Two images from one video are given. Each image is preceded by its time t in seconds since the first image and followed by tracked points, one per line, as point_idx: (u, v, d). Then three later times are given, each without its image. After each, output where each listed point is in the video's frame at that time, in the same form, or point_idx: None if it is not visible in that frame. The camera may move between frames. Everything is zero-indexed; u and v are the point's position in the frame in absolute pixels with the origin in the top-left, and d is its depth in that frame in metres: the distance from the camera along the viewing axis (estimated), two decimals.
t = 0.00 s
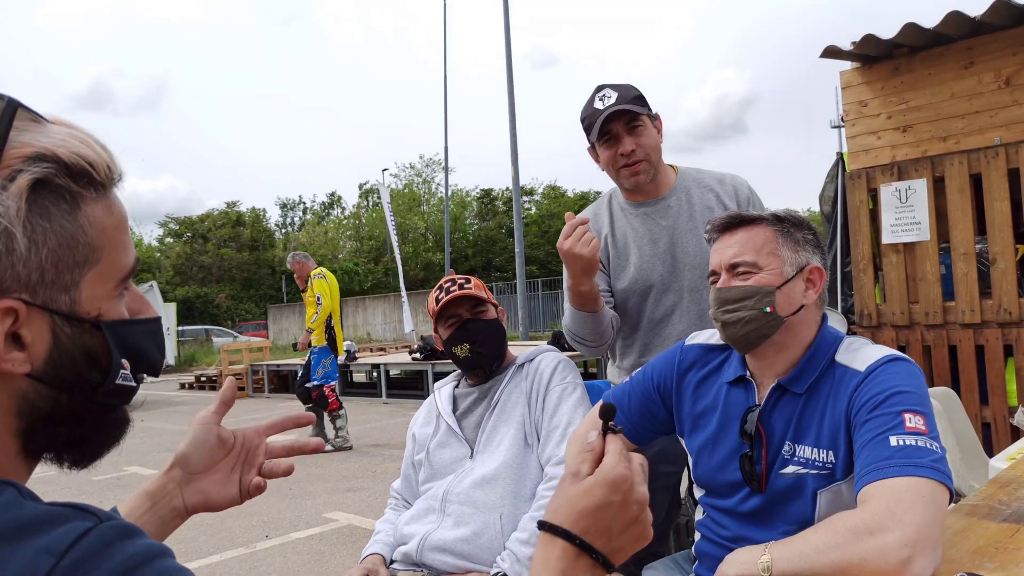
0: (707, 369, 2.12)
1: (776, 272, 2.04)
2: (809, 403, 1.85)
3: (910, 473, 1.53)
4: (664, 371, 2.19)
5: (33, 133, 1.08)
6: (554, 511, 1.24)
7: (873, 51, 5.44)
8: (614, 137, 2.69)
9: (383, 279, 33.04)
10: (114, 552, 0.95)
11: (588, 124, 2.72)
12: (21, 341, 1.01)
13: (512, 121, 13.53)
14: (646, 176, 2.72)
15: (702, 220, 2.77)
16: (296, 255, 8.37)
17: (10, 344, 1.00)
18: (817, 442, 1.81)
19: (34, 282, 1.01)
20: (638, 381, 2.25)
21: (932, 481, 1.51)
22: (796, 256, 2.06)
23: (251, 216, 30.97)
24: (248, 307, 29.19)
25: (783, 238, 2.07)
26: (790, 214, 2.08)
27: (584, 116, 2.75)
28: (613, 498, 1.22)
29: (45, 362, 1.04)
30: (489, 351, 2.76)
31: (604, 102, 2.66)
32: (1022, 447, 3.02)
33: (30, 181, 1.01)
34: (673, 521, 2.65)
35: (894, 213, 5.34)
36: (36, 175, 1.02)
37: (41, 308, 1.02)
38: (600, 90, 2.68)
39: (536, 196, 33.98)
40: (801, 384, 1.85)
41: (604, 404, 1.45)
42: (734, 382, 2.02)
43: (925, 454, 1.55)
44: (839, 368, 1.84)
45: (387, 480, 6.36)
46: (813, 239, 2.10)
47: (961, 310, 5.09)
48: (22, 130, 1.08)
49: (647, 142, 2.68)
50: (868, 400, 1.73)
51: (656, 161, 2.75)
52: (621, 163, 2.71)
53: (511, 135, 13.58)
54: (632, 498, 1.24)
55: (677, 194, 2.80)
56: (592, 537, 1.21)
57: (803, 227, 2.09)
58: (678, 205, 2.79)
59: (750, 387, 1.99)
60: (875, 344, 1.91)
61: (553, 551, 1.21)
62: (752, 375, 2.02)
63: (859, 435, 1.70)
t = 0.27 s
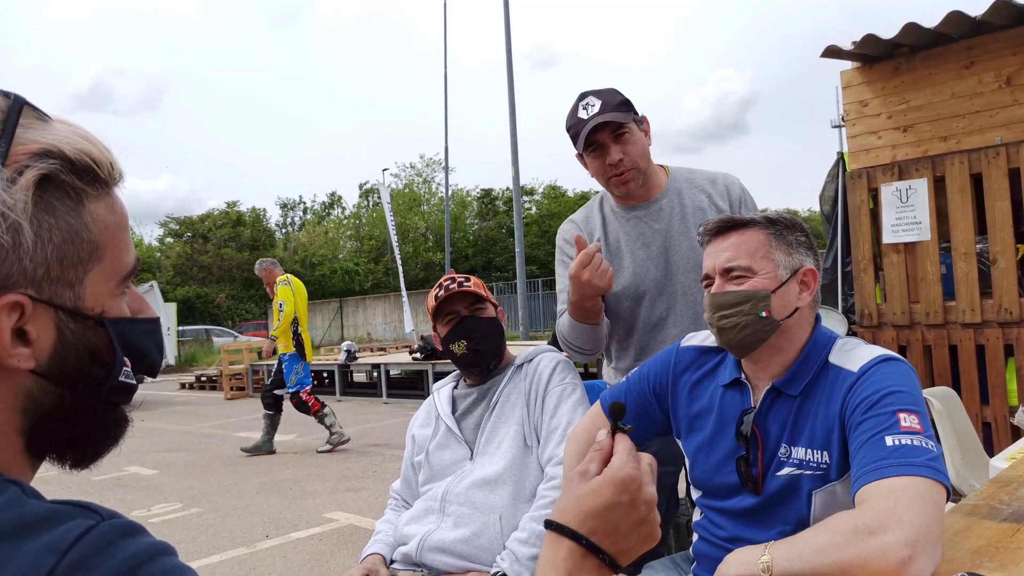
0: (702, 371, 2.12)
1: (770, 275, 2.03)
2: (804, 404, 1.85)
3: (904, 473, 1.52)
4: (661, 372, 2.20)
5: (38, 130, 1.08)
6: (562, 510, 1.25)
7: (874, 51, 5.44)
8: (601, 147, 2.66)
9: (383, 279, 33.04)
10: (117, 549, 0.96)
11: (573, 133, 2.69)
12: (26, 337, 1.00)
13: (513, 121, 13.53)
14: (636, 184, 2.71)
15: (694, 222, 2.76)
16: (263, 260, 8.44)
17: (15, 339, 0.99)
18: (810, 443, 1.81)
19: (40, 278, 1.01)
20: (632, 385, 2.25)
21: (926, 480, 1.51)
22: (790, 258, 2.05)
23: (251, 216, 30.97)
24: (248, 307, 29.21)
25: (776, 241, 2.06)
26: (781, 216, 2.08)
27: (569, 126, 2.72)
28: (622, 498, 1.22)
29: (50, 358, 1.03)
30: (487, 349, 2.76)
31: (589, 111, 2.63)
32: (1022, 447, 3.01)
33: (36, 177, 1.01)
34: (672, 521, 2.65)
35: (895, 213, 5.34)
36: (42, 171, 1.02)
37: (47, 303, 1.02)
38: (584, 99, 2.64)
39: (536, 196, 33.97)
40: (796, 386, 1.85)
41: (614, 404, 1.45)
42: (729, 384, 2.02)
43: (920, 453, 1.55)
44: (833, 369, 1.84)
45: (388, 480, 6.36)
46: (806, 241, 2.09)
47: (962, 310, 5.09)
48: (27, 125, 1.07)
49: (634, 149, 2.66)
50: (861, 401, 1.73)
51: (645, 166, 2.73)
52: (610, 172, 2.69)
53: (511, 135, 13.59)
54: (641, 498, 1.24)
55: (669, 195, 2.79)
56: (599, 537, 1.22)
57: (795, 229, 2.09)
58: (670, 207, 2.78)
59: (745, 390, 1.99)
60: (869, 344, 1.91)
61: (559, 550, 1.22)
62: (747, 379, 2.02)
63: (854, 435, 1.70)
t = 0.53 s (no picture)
0: (702, 372, 2.12)
1: (770, 275, 2.03)
2: (804, 404, 1.84)
3: (903, 472, 1.52)
4: (661, 372, 2.20)
5: (50, 136, 1.08)
6: (564, 513, 1.25)
7: (874, 51, 5.43)
8: (586, 158, 2.67)
9: (383, 279, 33.05)
10: (123, 544, 0.95)
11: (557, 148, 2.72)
12: (36, 336, 1.00)
13: (513, 121, 13.53)
14: (627, 187, 2.71)
15: (692, 223, 2.76)
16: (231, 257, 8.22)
17: (25, 338, 0.99)
18: (810, 443, 1.81)
19: (51, 279, 1.01)
20: (632, 386, 2.25)
21: (926, 479, 1.51)
22: (789, 258, 2.06)
23: (252, 216, 30.99)
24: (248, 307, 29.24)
25: (775, 241, 2.06)
26: (780, 216, 2.08)
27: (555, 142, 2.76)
28: (625, 502, 1.22)
29: (58, 357, 1.03)
30: (488, 345, 2.76)
31: (568, 126, 2.66)
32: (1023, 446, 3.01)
33: (49, 182, 1.02)
34: (672, 520, 2.65)
35: (895, 213, 5.33)
36: (56, 176, 1.02)
37: (56, 304, 1.02)
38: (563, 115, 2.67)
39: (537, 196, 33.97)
40: (795, 386, 1.85)
41: (619, 407, 1.44)
42: (729, 385, 2.02)
43: (919, 452, 1.55)
44: (832, 369, 1.84)
45: (388, 480, 6.36)
46: (805, 240, 2.09)
47: (963, 310, 5.08)
48: (40, 131, 1.08)
49: (618, 154, 2.65)
50: (861, 400, 1.73)
51: (635, 167, 2.71)
52: (599, 181, 2.70)
53: (512, 135, 13.58)
54: (643, 502, 1.24)
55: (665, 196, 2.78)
56: (602, 540, 1.22)
57: (793, 229, 2.09)
58: (668, 208, 2.77)
59: (745, 390, 1.99)
60: (868, 344, 1.91)
61: (563, 554, 1.21)
62: (747, 379, 2.02)
63: (853, 436, 1.69)
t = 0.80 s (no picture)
0: (702, 372, 2.12)
1: (769, 276, 2.03)
2: (802, 405, 1.85)
3: (902, 473, 1.52)
4: (661, 372, 2.20)
5: (47, 138, 1.08)
6: (561, 518, 1.25)
7: (872, 51, 5.44)
8: (580, 160, 2.67)
9: (381, 279, 33.02)
10: (128, 540, 0.94)
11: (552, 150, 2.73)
12: (39, 335, 1.00)
13: (511, 121, 13.52)
14: (622, 187, 2.72)
15: (690, 224, 2.75)
16: (194, 259, 8.02)
17: (29, 336, 0.99)
18: (809, 444, 1.81)
19: (54, 278, 1.01)
20: (629, 387, 2.25)
21: (925, 479, 1.51)
22: (788, 259, 2.06)
23: (250, 216, 30.96)
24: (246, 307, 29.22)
25: (774, 242, 2.06)
26: (780, 217, 2.07)
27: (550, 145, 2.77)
28: (621, 505, 1.22)
29: (61, 354, 1.03)
30: (486, 344, 2.76)
31: (562, 129, 2.66)
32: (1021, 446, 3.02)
33: (49, 182, 1.01)
34: (671, 520, 2.65)
35: (893, 213, 5.34)
36: (56, 176, 1.02)
37: (59, 303, 1.02)
38: (558, 118, 2.68)
39: (535, 196, 33.98)
40: (794, 386, 1.85)
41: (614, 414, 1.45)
42: (729, 385, 2.02)
43: (918, 452, 1.55)
44: (831, 369, 1.84)
45: (386, 480, 6.35)
46: (804, 241, 2.09)
47: (960, 310, 5.09)
48: (38, 132, 1.07)
49: (612, 156, 2.66)
50: (859, 401, 1.73)
51: (631, 167, 2.71)
52: (593, 182, 2.70)
53: (510, 135, 13.57)
54: (639, 506, 1.24)
55: (663, 198, 2.79)
56: (597, 544, 1.21)
57: (792, 229, 2.09)
58: (665, 210, 2.77)
59: (744, 390, 1.99)
60: (865, 344, 1.91)
61: (559, 556, 1.21)
62: (747, 379, 2.02)
63: (851, 436, 1.70)
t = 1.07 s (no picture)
0: (708, 369, 2.12)
1: (743, 284, 2.00)
2: (804, 405, 1.85)
3: (903, 473, 1.52)
4: (663, 372, 2.19)
5: (37, 137, 1.07)
6: (561, 520, 1.25)
7: (872, 51, 5.44)
8: (582, 162, 2.68)
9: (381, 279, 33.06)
10: (127, 540, 0.94)
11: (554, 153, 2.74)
12: (41, 337, 1.00)
13: (511, 121, 13.53)
14: (625, 189, 2.72)
15: (692, 225, 2.75)
16: (166, 256, 8.02)
17: (30, 338, 0.99)
18: (809, 444, 1.81)
19: (53, 280, 1.01)
20: (630, 387, 2.25)
21: (925, 480, 1.51)
22: (768, 268, 1.99)
23: (250, 216, 30.98)
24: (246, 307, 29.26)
25: (759, 248, 2.01)
26: (778, 223, 2.00)
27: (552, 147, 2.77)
28: (621, 508, 1.22)
29: (62, 355, 1.03)
30: (486, 344, 2.76)
31: (563, 131, 2.67)
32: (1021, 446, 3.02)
33: (42, 183, 1.01)
34: (671, 520, 2.65)
35: (893, 213, 5.34)
36: (49, 177, 1.02)
37: (59, 304, 1.02)
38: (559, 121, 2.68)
39: (535, 196, 33.97)
40: (793, 386, 1.86)
41: (615, 418, 1.44)
42: (732, 383, 2.02)
43: (918, 454, 1.55)
44: (833, 370, 1.84)
45: (386, 480, 6.35)
46: (796, 251, 1.98)
47: (960, 310, 5.09)
48: (27, 131, 1.06)
49: (615, 157, 2.66)
50: (860, 402, 1.73)
51: (633, 169, 2.71)
52: (596, 184, 2.70)
53: (510, 135, 13.58)
54: (639, 509, 1.24)
55: (665, 199, 2.78)
56: (598, 546, 1.21)
57: (788, 237, 2.00)
58: (667, 210, 2.77)
59: (746, 388, 1.99)
60: (868, 346, 1.91)
61: (559, 558, 1.21)
62: (747, 378, 2.02)
63: (852, 437, 1.70)
